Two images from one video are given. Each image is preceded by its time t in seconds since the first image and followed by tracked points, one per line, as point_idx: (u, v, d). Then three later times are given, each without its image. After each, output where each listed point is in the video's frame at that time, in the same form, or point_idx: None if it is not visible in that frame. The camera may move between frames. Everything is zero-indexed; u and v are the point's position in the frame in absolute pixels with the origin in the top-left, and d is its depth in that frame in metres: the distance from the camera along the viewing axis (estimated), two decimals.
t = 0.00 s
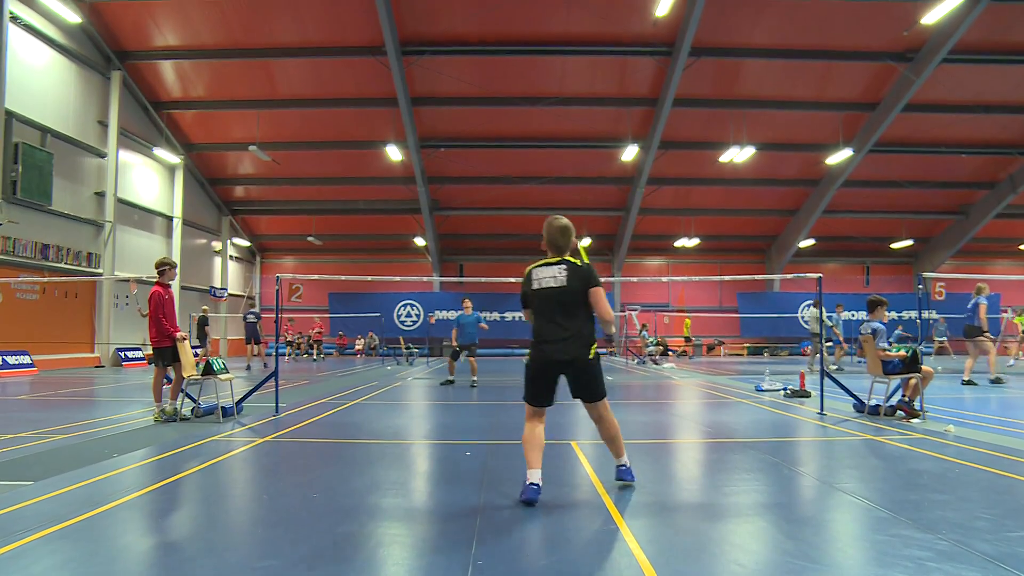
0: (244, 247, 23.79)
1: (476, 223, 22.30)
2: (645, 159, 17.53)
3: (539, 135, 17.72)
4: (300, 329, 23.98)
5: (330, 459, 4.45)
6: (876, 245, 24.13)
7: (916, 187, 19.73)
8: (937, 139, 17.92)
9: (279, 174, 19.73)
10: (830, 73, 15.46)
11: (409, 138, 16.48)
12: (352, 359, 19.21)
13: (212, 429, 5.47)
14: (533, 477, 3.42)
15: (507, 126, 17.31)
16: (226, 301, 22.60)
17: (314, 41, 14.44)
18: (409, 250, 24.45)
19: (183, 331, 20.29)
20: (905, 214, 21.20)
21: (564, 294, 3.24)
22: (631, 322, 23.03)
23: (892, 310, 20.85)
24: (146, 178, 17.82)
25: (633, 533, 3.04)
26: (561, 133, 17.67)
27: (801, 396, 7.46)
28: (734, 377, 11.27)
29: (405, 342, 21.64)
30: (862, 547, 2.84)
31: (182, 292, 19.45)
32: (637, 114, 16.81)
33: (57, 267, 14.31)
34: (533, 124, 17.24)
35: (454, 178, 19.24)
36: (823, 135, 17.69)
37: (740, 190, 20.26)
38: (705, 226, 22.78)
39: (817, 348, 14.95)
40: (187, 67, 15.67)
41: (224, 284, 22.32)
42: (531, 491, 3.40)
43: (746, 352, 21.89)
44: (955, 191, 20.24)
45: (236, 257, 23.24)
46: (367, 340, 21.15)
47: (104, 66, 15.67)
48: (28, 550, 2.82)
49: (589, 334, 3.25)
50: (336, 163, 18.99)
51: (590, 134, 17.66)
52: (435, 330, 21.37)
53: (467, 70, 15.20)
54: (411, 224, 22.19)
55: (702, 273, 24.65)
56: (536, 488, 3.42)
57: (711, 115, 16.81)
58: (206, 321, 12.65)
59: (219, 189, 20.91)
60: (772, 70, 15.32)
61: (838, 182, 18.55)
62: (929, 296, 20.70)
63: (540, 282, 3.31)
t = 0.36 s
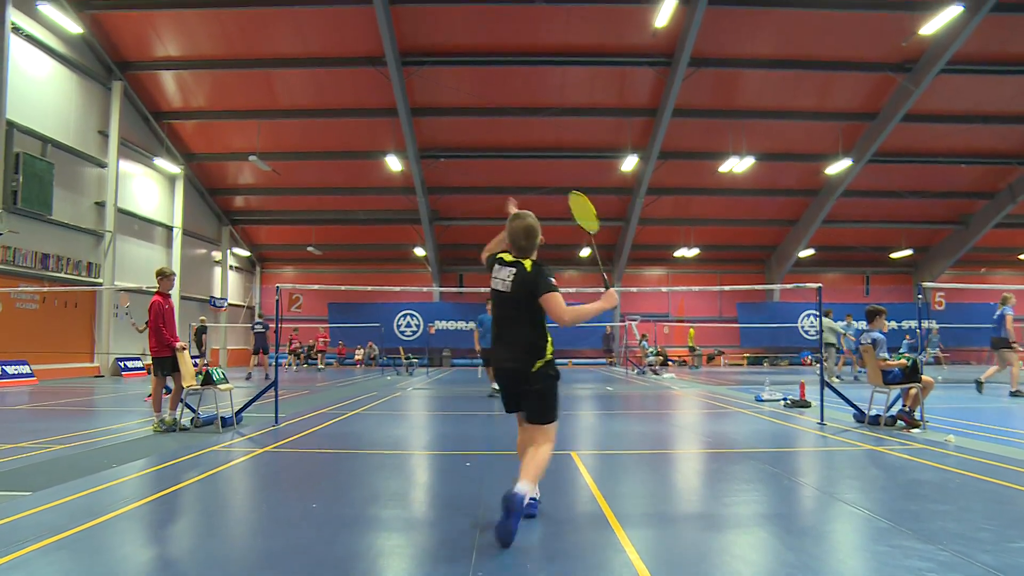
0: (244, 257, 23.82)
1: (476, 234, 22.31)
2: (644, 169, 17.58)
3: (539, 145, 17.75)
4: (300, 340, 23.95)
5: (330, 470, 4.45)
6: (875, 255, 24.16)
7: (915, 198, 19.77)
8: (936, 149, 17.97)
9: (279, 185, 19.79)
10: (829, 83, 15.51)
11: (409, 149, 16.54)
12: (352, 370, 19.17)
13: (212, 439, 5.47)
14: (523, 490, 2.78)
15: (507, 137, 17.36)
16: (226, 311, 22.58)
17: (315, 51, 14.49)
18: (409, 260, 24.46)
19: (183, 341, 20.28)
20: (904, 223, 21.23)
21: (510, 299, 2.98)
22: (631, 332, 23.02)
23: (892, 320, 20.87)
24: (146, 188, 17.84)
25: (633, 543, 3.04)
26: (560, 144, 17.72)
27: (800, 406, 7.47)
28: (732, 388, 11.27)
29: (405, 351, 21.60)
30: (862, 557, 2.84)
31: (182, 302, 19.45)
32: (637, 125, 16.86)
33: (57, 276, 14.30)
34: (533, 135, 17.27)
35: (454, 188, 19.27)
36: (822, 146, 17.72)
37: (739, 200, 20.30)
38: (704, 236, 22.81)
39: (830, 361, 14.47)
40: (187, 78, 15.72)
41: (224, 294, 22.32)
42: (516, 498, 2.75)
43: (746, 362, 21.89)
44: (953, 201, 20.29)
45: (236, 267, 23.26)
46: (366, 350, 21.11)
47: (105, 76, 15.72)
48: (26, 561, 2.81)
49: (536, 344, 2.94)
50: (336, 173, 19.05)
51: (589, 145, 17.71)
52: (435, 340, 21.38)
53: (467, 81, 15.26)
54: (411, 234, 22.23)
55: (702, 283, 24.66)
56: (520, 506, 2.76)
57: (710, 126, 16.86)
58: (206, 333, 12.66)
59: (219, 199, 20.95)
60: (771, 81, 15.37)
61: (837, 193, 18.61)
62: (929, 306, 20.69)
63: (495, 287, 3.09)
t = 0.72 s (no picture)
0: (244, 269, 23.83)
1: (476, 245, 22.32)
2: (644, 181, 17.62)
3: (538, 158, 17.79)
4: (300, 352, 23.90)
5: (330, 483, 4.43)
6: (875, 267, 24.18)
7: (914, 209, 19.80)
8: (935, 161, 18.01)
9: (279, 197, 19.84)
10: (828, 96, 15.56)
11: (409, 161, 16.59)
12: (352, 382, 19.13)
13: (210, 451, 5.45)
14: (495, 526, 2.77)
15: (507, 150, 17.40)
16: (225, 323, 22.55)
17: (315, 64, 14.56)
18: (409, 271, 24.46)
19: (182, 353, 20.25)
20: (903, 235, 21.27)
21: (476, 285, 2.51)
22: (631, 344, 22.99)
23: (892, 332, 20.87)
24: (147, 200, 17.88)
25: (633, 557, 3.02)
26: (560, 156, 17.75)
27: (801, 419, 7.45)
28: (732, 401, 11.24)
29: (405, 364, 21.58)
30: (862, 569, 2.82)
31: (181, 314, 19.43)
32: (636, 138, 16.91)
33: (56, 288, 14.29)
34: (532, 147, 17.32)
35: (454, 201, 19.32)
36: (821, 158, 17.77)
37: (739, 212, 20.33)
38: (704, 248, 22.83)
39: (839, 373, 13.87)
40: (189, 91, 15.78)
41: (223, 306, 22.30)
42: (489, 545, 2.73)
43: (746, 374, 21.85)
44: (953, 213, 20.32)
45: (236, 279, 23.27)
46: (366, 362, 21.09)
47: (106, 89, 15.78)
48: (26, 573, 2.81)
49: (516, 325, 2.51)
50: (336, 186, 19.10)
51: (589, 157, 17.75)
52: (434, 353, 21.37)
53: (467, 93, 15.31)
54: (411, 246, 22.25)
55: (702, 295, 24.66)
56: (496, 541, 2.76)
57: (710, 138, 16.91)
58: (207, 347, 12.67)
59: (220, 211, 20.98)
60: (770, 93, 15.43)
61: (836, 206, 18.70)
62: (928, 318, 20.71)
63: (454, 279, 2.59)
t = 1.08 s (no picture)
0: (242, 272, 23.81)
1: (475, 249, 22.32)
2: (643, 184, 17.65)
3: (537, 161, 17.80)
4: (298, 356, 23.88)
5: (329, 486, 4.43)
6: (874, 270, 24.18)
7: (913, 212, 19.82)
8: (933, 164, 18.03)
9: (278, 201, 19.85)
10: (827, 100, 15.58)
11: (408, 164, 16.62)
12: (351, 386, 19.12)
13: (209, 455, 5.44)
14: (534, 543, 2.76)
15: (506, 153, 17.41)
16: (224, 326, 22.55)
17: (315, 68, 14.57)
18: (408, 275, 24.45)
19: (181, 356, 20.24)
20: (902, 238, 21.28)
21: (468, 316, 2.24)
22: (630, 348, 22.97)
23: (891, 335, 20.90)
24: (146, 203, 17.88)
25: (633, 560, 3.02)
26: (559, 160, 17.76)
27: (800, 422, 7.46)
28: (731, 405, 11.22)
29: (404, 367, 21.58)
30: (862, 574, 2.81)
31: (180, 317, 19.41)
32: (635, 142, 16.92)
33: (55, 291, 14.27)
34: (532, 151, 17.33)
35: (453, 204, 19.33)
36: (820, 161, 17.79)
37: (737, 216, 20.34)
38: (703, 252, 22.83)
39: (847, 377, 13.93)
40: (187, 94, 15.78)
41: (222, 309, 22.27)
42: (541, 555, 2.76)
43: (745, 377, 21.85)
44: (951, 216, 20.33)
45: (234, 282, 23.25)
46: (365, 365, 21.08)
47: (106, 92, 15.77)
48: None
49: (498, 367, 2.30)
50: (335, 189, 19.12)
51: (588, 161, 17.76)
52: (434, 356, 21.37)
53: (466, 97, 15.32)
54: (410, 250, 22.25)
55: (701, 298, 24.65)
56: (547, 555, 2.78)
57: (709, 142, 16.93)
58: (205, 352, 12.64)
59: (218, 215, 20.97)
60: (768, 96, 15.45)
61: (836, 208, 18.70)
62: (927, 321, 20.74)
63: (431, 305, 2.22)
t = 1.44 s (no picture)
0: (238, 272, 23.79)
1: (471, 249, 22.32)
2: (638, 185, 17.68)
3: (533, 161, 17.81)
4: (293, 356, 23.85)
5: (323, 486, 4.43)
6: (869, 271, 24.23)
7: (908, 213, 19.86)
8: (929, 165, 18.07)
9: (273, 200, 19.85)
10: (822, 100, 15.61)
11: (404, 164, 16.62)
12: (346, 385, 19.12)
13: (204, 455, 5.43)
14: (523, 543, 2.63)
15: (502, 153, 17.42)
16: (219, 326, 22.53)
17: (310, 68, 14.57)
18: (403, 275, 24.45)
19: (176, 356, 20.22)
20: (897, 238, 21.33)
21: (485, 308, 2.22)
22: (625, 347, 22.99)
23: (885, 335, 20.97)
24: (141, 203, 17.87)
25: (627, 559, 3.02)
26: (555, 160, 17.78)
27: (795, 421, 7.47)
28: (725, 405, 11.25)
29: (400, 367, 21.58)
30: (857, 573, 2.82)
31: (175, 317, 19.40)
32: (631, 141, 16.94)
33: (50, 291, 14.24)
34: (528, 151, 17.33)
35: (448, 204, 19.33)
36: (816, 162, 17.82)
37: (733, 216, 20.37)
38: (698, 252, 22.87)
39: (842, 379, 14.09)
40: (182, 94, 15.77)
41: (217, 309, 22.26)
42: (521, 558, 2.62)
43: (740, 377, 21.90)
44: (946, 217, 20.38)
45: (230, 281, 23.23)
46: (360, 365, 21.06)
47: (101, 91, 15.74)
48: None
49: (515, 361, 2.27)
50: (331, 189, 19.11)
51: (584, 161, 17.78)
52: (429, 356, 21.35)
53: (462, 97, 15.32)
54: (405, 249, 22.23)
55: (696, 298, 24.68)
56: (525, 563, 2.63)
57: (704, 142, 16.95)
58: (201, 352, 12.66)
59: (213, 214, 20.94)
60: (764, 97, 15.48)
61: (831, 209, 18.73)
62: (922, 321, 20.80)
63: (451, 291, 2.27)
